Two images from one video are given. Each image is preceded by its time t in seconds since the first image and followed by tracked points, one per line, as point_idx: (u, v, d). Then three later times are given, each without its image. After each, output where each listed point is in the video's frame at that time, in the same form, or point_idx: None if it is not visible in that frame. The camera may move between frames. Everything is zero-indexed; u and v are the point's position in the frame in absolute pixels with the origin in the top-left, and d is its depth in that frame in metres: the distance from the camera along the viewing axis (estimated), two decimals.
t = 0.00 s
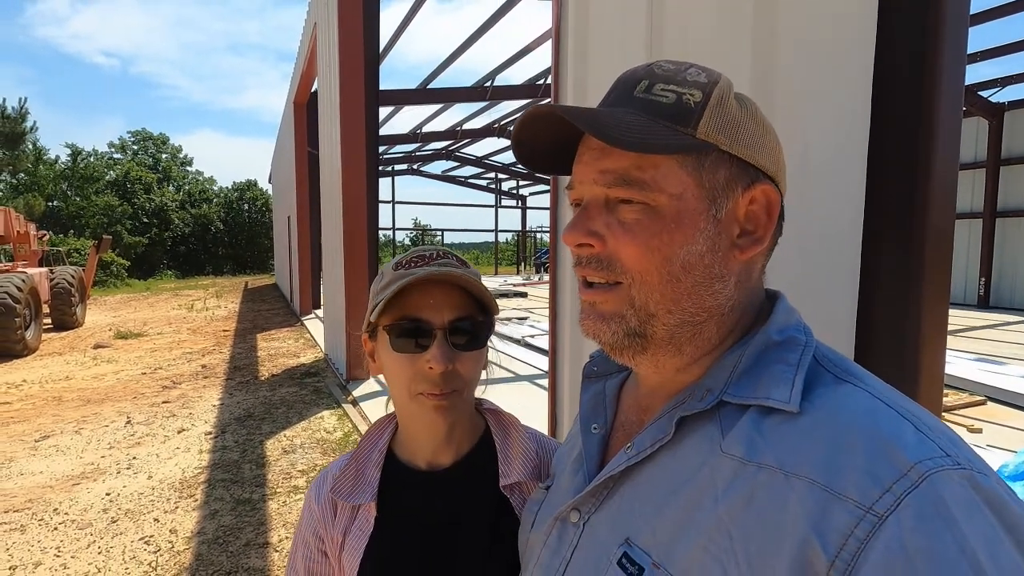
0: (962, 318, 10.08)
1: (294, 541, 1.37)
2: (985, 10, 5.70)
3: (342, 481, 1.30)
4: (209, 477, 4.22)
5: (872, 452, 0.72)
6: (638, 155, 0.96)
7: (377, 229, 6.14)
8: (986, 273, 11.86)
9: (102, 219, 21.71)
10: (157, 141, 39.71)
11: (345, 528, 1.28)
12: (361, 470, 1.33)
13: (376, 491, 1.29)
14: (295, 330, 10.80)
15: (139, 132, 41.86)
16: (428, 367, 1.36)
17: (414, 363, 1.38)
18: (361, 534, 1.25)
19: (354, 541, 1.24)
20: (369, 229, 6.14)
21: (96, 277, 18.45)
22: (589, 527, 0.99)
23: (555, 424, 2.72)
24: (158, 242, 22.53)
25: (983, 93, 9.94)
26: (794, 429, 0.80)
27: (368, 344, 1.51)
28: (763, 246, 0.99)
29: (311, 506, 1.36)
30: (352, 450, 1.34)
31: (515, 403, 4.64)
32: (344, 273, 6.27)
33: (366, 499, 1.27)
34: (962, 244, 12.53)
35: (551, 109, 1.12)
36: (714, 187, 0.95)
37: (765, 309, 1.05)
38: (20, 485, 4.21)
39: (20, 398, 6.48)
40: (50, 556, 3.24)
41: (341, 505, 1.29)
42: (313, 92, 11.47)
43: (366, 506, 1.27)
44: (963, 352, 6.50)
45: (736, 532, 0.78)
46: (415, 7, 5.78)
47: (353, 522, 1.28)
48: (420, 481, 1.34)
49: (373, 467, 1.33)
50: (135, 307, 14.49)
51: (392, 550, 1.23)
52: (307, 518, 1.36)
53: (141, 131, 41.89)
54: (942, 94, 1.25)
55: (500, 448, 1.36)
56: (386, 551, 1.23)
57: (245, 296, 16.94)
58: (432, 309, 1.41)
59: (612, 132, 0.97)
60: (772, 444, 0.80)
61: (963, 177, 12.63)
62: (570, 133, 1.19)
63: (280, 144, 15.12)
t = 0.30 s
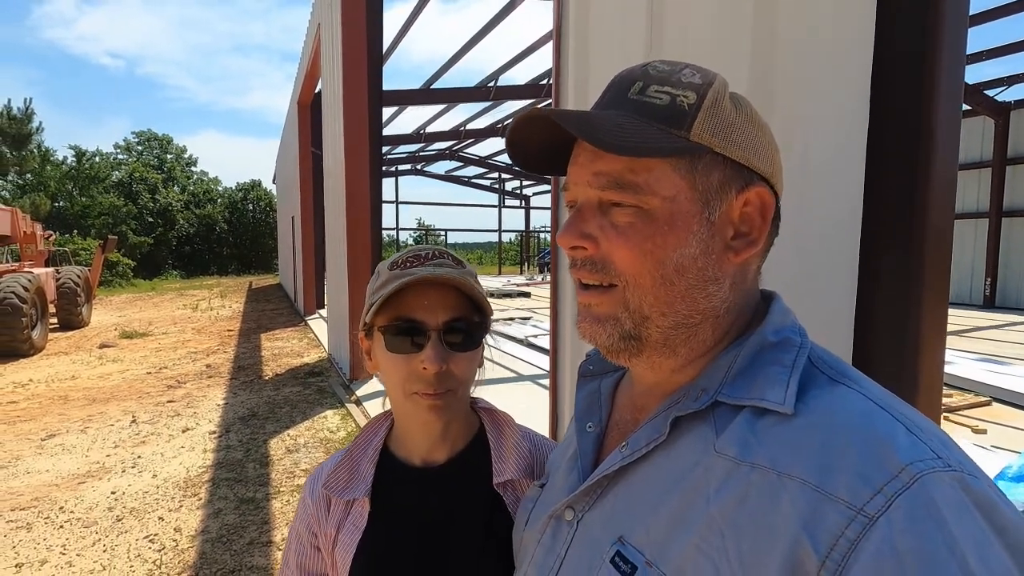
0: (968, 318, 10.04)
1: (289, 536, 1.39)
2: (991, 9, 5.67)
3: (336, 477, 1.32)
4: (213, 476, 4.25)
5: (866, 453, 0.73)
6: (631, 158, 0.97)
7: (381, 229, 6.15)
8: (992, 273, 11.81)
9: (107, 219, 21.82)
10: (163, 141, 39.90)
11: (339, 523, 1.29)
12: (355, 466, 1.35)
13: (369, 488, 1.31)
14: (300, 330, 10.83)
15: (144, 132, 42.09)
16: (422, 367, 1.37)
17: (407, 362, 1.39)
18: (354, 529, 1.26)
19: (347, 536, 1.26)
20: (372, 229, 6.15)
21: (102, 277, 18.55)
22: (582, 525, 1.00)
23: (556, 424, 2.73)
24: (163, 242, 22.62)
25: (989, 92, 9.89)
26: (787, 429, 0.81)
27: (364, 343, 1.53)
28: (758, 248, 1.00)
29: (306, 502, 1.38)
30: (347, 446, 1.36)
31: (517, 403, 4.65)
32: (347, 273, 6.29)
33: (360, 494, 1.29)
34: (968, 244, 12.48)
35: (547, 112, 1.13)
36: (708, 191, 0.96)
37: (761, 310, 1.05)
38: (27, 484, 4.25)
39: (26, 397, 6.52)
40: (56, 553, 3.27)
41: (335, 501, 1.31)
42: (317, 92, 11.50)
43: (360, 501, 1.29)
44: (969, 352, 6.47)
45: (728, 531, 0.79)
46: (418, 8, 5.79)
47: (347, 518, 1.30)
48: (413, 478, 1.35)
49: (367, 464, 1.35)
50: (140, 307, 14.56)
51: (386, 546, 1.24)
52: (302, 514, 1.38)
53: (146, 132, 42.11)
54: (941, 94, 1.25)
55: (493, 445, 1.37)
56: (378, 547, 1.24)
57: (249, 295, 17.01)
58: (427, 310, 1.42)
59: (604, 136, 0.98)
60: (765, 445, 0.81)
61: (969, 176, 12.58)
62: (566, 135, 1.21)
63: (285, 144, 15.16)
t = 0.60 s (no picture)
0: (973, 319, 10.00)
1: (270, 552, 1.38)
2: (996, 9, 5.64)
3: (323, 489, 1.31)
4: (216, 477, 4.26)
5: (861, 458, 0.72)
6: (623, 167, 0.97)
7: (383, 231, 6.15)
8: (998, 274, 11.75)
9: (112, 221, 21.91)
10: (167, 143, 40.05)
11: (325, 538, 1.28)
12: (342, 477, 1.34)
13: (357, 499, 1.30)
14: (303, 332, 10.85)
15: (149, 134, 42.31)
16: (413, 372, 1.37)
17: (397, 368, 1.38)
18: (341, 543, 1.26)
19: (334, 550, 1.26)
20: (375, 231, 6.15)
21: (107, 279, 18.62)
22: (579, 532, 0.99)
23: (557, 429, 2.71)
24: (167, 243, 22.71)
25: (994, 92, 9.84)
26: (782, 434, 0.80)
27: (352, 348, 1.53)
28: (751, 253, 1.00)
29: (289, 517, 1.36)
30: (333, 457, 1.35)
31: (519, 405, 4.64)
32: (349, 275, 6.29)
33: (348, 506, 1.29)
34: (973, 244, 12.43)
35: (539, 121, 1.14)
36: (699, 198, 0.96)
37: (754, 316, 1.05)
38: (31, 485, 4.26)
39: (32, 398, 6.55)
40: (60, 554, 3.28)
41: (321, 514, 1.31)
42: (320, 94, 11.53)
43: (347, 513, 1.29)
44: (974, 354, 6.43)
45: (725, 536, 0.78)
46: (421, 10, 5.79)
47: (333, 531, 1.29)
48: (408, 484, 1.35)
49: (353, 475, 1.35)
50: (144, 308, 14.61)
51: (376, 556, 1.24)
52: (285, 529, 1.36)
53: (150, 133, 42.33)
54: (942, 90, 1.22)
55: (485, 454, 1.38)
56: (366, 560, 1.24)
57: (253, 297, 17.05)
58: (417, 314, 1.42)
59: (595, 145, 0.98)
60: (761, 450, 0.80)
61: (974, 177, 12.54)
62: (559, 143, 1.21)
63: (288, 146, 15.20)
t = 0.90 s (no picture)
0: (976, 320, 9.98)
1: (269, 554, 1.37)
2: (999, 9, 5.63)
3: (322, 489, 1.31)
4: (218, 477, 4.27)
5: (852, 450, 0.73)
6: (611, 166, 0.97)
7: (385, 231, 6.16)
8: (1001, 274, 11.72)
9: (115, 222, 21.96)
10: (170, 144, 40.12)
11: (325, 539, 1.29)
12: (341, 477, 1.34)
13: (357, 499, 1.31)
14: (305, 332, 10.86)
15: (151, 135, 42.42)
16: (413, 369, 1.37)
17: (396, 365, 1.39)
18: (342, 544, 1.26)
19: (335, 550, 1.26)
20: (377, 231, 6.16)
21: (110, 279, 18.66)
22: (574, 528, 1.00)
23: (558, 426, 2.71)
24: (170, 244, 22.76)
25: (998, 93, 9.81)
26: (775, 428, 0.80)
27: (350, 347, 1.53)
28: (741, 249, 1.00)
29: (288, 518, 1.36)
30: (332, 456, 1.35)
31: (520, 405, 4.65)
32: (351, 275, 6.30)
33: (347, 506, 1.29)
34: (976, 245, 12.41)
35: (527, 124, 1.14)
36: (687, 195, 0.96)
37: (746, 312, 1.05)
38: (34, 484, 4.28)
39: (35, 398, 6.58)
40: (63, 554, 3.29)
41: (321, 514, 1.31)
42: (323, 95, 11.55)
43: (347, 513, 1.29)
44: (977, 355, 6.42)
45: (719, 530, 0.79)
46: (423, 10, 5.80)
47: (333, 532, 1.29)
48: (405, 483, 1.35)
49: (353, 474, 1.35)
50: (147, 309, 14.64)
51: (376, 555, 1.24)
52: (284, 530, 1.36)
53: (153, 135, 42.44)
54: (944, 89, 1.22)
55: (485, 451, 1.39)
56: (367, 560, 1.24)
57: (255, 297, 17.09)
58: (416, 310, 1.42)
59: (582, 145, 0.99)
60: (754, 444, 0.81)
61: (977, 178, 12.51)
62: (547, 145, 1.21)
63: (291, 147, 15.22)
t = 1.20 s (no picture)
0: (980, 322, 9.92)
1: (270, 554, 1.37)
2: (1003, 10, 5.61)
3: (326, 489, 1.31)
4: (220, 478, 4.27)
5: (854, 449, 0.72)
6: (613, 166, 0.97)
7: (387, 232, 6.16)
8: (1005, 276, 11.66)
9: (119, 223, 22.03)
10: (173, 146, 40.21)
11: (327, 539, 1.28)
12: (344, 477, 1.34)
13: (359, 499, 1.30)
14: (307, 333, 10.87)
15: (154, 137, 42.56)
16: (420, 372, 1.37)
17: (402, 367, 1.39)
18: (344, 544, 1.26)
19: (338, 550, 1.26)
20: (379, 232, 6.16)
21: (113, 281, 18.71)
22: (577, 528, 1.00)
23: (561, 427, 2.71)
24: (173, 245, 22.81)
25: (1002, 93, 9.76)
26: (777, 428, 0.80)
27: (356, 348, 1.53)
28: (743, 249, 0.99)
29: (289, 517, 1.35)
30: (335, 456, 1.35)
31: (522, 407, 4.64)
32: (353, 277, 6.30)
33: (350, 506, 1.29)
34: (980, 246, 12.35)
35: (528, 125, 1.14)
36: (689, 195, 0.96)
37: (750, 311, 1.05)
38: (37, 485, 4.29)
39: (39, 399, 6.59)
40: (65, 554, 3.29)
41: (324, 514, 1.30)
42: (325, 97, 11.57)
43: (350, 513, 1.29)
44: (981, 357, 6.39)
45: (722, 530, 0.78)
46: (426, 12, 5.80)
47: (336, 532, 1.29)
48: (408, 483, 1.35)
49: (356, 475, 1.34)
50: (150, 310, 14.67)
51: (379, 554, 1.24)
52: (285, 530, 1.35)
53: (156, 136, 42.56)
54: (947, 89, 1.21)
55: (490, 451, 1.38)
56: (370, 559, 1.24)
57: (258, 298, 17.11)
58: (424, 313, 1.42)
59: (584, 145, 0.99)
60: (757, 443, 0.81)
61: (981, 179, 12.45)
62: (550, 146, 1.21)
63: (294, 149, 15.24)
